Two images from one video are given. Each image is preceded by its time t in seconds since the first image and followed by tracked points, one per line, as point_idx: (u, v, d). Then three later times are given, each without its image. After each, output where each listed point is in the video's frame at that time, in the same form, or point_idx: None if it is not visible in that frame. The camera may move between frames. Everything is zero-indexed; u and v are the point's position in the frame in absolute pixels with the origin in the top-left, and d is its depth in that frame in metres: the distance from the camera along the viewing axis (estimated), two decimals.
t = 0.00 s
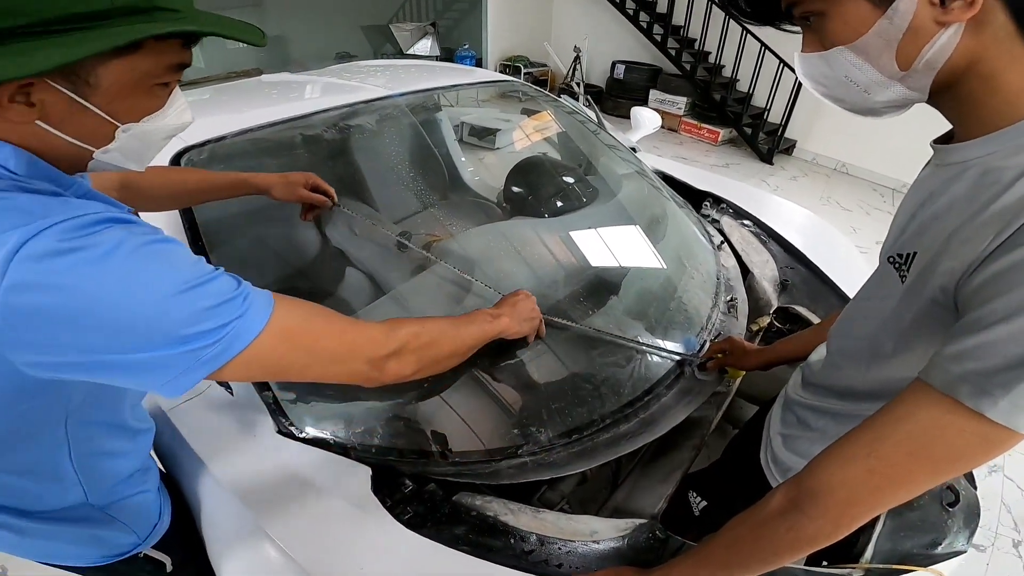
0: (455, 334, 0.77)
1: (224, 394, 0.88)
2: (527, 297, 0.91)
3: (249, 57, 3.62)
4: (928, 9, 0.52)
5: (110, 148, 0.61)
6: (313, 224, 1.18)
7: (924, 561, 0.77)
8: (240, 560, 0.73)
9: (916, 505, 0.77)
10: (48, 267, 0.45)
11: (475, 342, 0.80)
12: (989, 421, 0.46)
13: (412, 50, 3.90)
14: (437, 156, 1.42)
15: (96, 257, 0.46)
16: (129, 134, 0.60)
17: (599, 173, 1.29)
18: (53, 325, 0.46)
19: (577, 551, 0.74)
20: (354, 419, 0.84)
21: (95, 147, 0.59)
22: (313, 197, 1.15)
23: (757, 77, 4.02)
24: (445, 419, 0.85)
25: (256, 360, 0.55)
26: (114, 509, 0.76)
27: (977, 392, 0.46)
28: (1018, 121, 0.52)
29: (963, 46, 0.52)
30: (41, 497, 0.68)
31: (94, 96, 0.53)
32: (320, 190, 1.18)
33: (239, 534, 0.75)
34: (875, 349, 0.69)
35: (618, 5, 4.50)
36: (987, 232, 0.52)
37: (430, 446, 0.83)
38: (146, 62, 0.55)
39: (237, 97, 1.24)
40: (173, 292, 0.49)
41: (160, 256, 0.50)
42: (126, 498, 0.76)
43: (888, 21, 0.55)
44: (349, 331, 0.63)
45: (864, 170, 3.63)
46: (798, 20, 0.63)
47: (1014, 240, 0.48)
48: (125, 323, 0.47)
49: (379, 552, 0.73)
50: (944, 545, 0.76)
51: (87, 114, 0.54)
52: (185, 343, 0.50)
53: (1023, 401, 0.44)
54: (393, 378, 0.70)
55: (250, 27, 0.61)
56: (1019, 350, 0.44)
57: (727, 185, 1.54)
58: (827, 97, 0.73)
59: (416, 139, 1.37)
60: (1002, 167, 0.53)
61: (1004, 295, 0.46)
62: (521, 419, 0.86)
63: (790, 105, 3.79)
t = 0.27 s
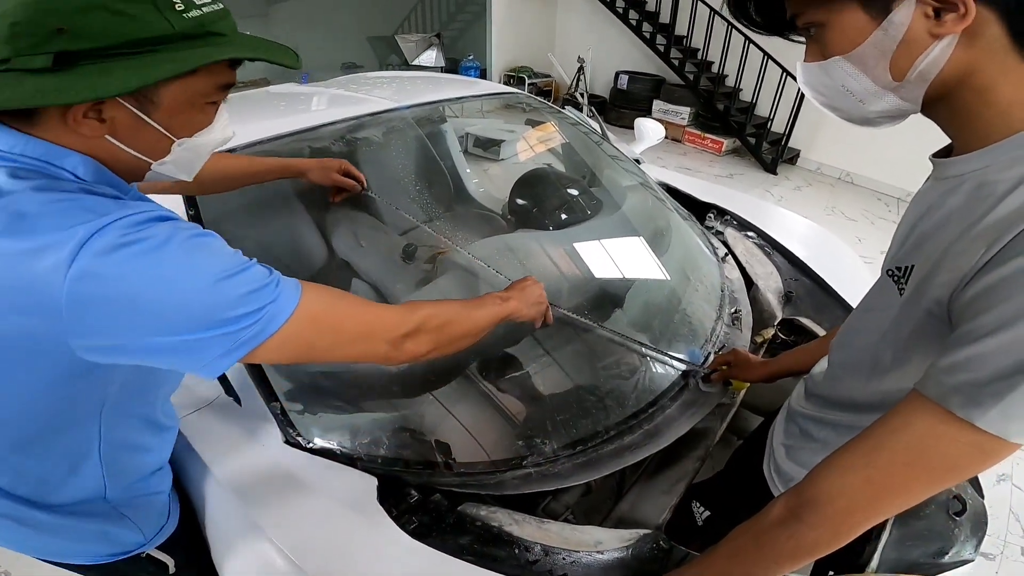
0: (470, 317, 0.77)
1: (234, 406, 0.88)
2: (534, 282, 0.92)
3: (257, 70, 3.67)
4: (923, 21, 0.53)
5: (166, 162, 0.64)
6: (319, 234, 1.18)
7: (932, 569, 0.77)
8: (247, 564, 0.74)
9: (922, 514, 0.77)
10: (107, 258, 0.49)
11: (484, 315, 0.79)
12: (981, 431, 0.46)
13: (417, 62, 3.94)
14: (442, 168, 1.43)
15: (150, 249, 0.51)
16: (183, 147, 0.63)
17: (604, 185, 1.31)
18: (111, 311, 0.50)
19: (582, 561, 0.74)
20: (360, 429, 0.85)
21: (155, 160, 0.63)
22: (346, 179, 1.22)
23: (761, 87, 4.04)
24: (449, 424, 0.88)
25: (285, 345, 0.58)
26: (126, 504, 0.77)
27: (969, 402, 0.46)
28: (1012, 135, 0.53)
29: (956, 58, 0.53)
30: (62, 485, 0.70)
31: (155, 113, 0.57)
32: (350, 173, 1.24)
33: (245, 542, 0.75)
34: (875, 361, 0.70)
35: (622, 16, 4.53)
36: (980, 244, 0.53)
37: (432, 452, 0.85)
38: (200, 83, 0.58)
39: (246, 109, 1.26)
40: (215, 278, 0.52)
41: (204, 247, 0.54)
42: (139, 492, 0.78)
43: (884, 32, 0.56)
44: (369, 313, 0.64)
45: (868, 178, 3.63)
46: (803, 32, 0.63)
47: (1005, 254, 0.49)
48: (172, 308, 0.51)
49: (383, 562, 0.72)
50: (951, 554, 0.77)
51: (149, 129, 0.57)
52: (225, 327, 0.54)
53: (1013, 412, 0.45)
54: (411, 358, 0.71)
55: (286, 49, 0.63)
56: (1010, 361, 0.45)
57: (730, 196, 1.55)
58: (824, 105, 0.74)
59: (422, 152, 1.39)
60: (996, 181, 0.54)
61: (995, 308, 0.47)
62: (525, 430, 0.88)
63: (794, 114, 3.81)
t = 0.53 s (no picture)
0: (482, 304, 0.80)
1: (236, 412, 0.86)
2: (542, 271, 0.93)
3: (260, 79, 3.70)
4: (910, 28, 0.54)
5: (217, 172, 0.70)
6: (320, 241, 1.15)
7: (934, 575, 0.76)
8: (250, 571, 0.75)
9: (924, 519, 0.78)
10: (158, 252, 0.54)
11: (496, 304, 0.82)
12: (969, 436, 0.47)
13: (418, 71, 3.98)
14: (443, 177, 1.44)
15: (195, 243, 0.56)
16: (233, 158, 0.69)
17: (604, 193, 1.31)
18: (160, 299, 0.55)
19: (582, 567, 0.75)
20: (361, 437, 0.85)
21: (208, 172, 0.69)
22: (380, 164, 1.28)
23: (760, 92, 4.05)
24: (451, 431, 0.89)
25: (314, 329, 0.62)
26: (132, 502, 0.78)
27: (957, 408, 0.47)
28: (1001, 142, 0.54)
29: (944, 64, 0.53)
30: (79, 474, 0.72)
31: (211, 129, 0.63)
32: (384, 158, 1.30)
33: (248, 554, 0.76)
34: (872, 368, 0.71)
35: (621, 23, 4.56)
36: (969, 250, 0.53)
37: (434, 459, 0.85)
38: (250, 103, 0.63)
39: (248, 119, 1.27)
40: (250, 269, 0.57)
41: (241, 243, 0.59)
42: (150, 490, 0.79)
43: (871, 39, 0.57)
44: (389, 298, 0.68)
45: (869, 183, 3.63)
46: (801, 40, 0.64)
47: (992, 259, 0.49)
48: (213, 296, 0.55)
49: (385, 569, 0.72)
50: (954, 559, 0.76)
51: (206, 144, 0.64)
52: (259, 314, 0.58)
53: (1001, 416, 0.45)
54: (428, 341, 0.74)
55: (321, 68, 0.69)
56: (998, 367, 0.46)
57: (730, 203, 1.56)
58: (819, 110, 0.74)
59: (423, 159, 1.40)
60: (986, 188, 0.55)
61: (983, 314, 0.47)
62: (527, 438, 0.88)
63: (794, 120, 3.82)
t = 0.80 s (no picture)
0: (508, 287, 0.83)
1: (242, 414, 0.86)
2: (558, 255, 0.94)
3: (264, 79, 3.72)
4: (913, 30, 0.54)
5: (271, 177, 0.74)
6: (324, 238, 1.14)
7: None
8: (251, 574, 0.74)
9: (926, 522, 0.78)
10: (215, 236, 0.59)
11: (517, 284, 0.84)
12: (970, 439, 0.47)
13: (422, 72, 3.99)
14: (447, 179, 1.42)
15: (246, 229, 0.60)
16: (286, 165, 0.74)
17: (607, 195, 1.31)
18: (213, 279, 0.59)
19: (583, 569, 0.75)
20: (364, 437, 0.85)
21: (263, 177, 0.73)
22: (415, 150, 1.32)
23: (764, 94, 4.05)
24: (452, 432, 0.89)
25: (345, 310, 0.66)
26: (142, 493, 0.78)
27: (956, 410, 0.47)
28: (1006, 145, 0.53)
29: (947, 65, 0.53)
30: (100, 459, 0.73)
31: (270, 137, 0.67)
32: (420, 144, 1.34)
33: (246, 554, 0.74)
34: (873, 371, 0.71)
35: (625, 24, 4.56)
36: (970, 252, 0.53)
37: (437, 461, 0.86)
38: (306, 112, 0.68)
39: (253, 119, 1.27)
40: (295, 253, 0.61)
41: (285, 230, 0.63)
42: (162, 484, 0.79)
43: (875, 39, 0.57)
44: (413, 280, 0.71)
45: (872, 186, 3.63)
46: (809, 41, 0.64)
47: (993, 262, 0.49)
48: (261, 276, 0.60)
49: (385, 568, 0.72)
50: (956, 561, 0.76)
51: (265, 151, 0.68)
52: (301, 294, 0.62)
53: (1001, 419, 0.45)
54: (451, 320, 0.77)
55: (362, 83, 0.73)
56: (998, 369, 0.45)
57: (733, 205, 1.56)
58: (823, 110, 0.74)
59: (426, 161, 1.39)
60: (989, 190, 0.55)
61: (983, 316, 0.47)
62: (529, 440, 0.88)
63: (797, 122, 3.81)
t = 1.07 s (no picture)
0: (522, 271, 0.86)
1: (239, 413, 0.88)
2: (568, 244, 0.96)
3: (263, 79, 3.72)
4: (911, 28, 0.54)
5: (307, 187, 0.76)
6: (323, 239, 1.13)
7: None
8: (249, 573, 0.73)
9: (926, 522, 0.78)
10: (259, 225, 0.63)
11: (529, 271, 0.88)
12: (967, 439, 0.47)
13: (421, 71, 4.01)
14: (447, 178, 1.42)
15: (286, 219, 0.64)
16: (321, 176, 0.75)
17: (606, 195, 1.31)
18: (258, 264, 0.62)
19: (583, 569, 0.75)
20: (363, 437, 0.85)
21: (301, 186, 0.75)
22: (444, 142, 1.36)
23: (763, 94, 4.05)
24: (451, 433, 0.89)
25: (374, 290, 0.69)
26: (148, 481, 0.78)
27: (951, 409, 0.47)
28: (1006, 143, 0.53)
29: (944, 64, 0.53)
30: (117, 443, 0.73)
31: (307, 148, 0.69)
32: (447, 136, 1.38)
33: (245, 554, 0.74)
34: (871, 370, 0.71)
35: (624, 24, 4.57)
36: (968, 251, 0.53)
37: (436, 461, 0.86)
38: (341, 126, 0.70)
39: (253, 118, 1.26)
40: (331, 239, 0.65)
41: (319, 219, 0.67)
42: (170, 473, 0.79)
43: (873, 38, 0.57)
44: (436, 262, 0.73)
45: (871, 186, 3.63)
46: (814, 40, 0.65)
47: (990, 261, 0.49)
48: (302, 260, 0.63)
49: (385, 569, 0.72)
50: (956, 561, 0.76)
51: (300, 161, 0.71)
52: (338, 277, 0.66)
53: (996, 418, 0.45)
54: (469, 299, 0.80)
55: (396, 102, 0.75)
56: (994, 368, 0.45)
57: (732, 205, 1.56)
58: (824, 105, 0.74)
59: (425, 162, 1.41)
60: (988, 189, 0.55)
61: (979, 315, 0.47)
62: (528, 440, 0.88)
63: (797, 122, 3.81)
